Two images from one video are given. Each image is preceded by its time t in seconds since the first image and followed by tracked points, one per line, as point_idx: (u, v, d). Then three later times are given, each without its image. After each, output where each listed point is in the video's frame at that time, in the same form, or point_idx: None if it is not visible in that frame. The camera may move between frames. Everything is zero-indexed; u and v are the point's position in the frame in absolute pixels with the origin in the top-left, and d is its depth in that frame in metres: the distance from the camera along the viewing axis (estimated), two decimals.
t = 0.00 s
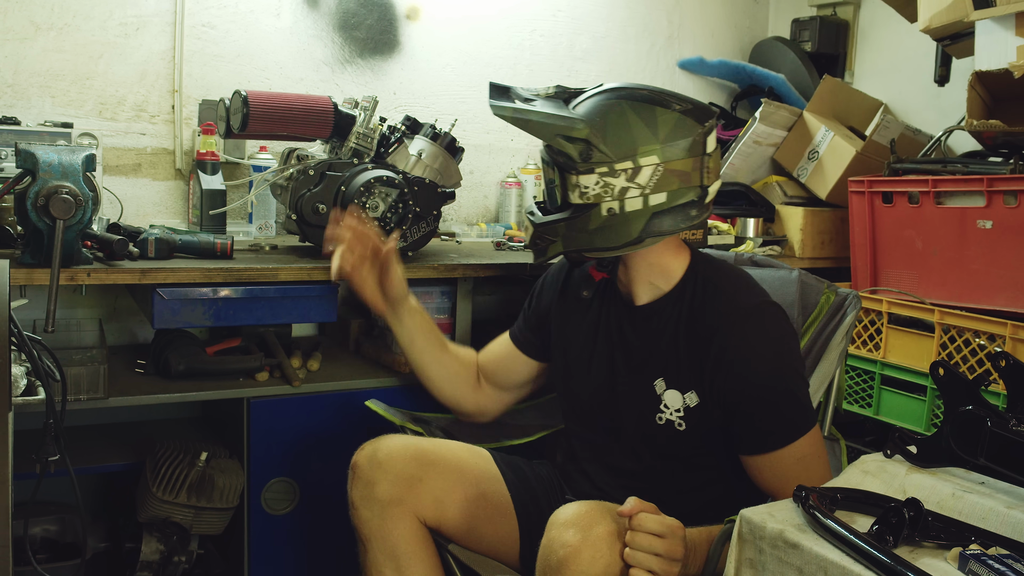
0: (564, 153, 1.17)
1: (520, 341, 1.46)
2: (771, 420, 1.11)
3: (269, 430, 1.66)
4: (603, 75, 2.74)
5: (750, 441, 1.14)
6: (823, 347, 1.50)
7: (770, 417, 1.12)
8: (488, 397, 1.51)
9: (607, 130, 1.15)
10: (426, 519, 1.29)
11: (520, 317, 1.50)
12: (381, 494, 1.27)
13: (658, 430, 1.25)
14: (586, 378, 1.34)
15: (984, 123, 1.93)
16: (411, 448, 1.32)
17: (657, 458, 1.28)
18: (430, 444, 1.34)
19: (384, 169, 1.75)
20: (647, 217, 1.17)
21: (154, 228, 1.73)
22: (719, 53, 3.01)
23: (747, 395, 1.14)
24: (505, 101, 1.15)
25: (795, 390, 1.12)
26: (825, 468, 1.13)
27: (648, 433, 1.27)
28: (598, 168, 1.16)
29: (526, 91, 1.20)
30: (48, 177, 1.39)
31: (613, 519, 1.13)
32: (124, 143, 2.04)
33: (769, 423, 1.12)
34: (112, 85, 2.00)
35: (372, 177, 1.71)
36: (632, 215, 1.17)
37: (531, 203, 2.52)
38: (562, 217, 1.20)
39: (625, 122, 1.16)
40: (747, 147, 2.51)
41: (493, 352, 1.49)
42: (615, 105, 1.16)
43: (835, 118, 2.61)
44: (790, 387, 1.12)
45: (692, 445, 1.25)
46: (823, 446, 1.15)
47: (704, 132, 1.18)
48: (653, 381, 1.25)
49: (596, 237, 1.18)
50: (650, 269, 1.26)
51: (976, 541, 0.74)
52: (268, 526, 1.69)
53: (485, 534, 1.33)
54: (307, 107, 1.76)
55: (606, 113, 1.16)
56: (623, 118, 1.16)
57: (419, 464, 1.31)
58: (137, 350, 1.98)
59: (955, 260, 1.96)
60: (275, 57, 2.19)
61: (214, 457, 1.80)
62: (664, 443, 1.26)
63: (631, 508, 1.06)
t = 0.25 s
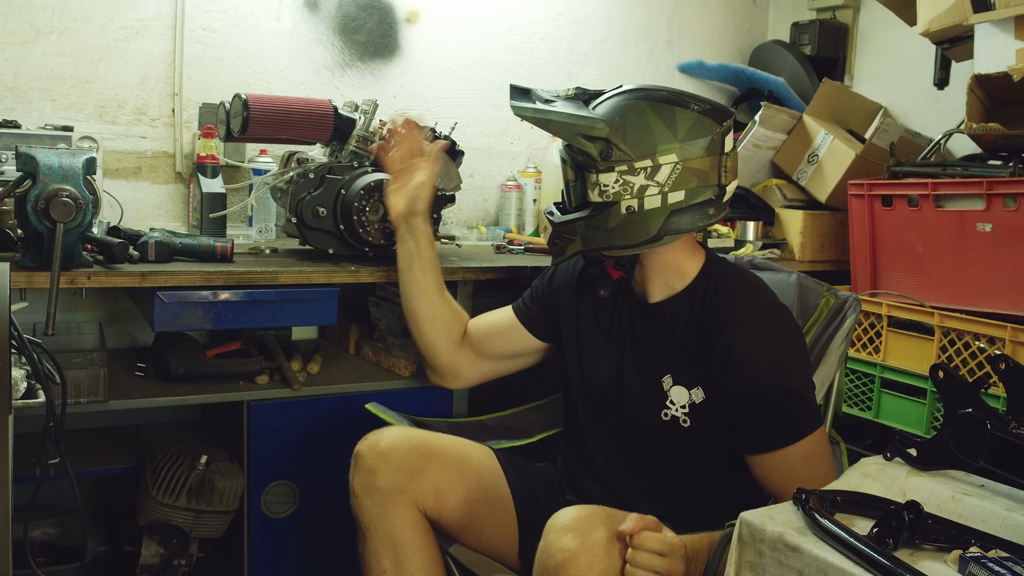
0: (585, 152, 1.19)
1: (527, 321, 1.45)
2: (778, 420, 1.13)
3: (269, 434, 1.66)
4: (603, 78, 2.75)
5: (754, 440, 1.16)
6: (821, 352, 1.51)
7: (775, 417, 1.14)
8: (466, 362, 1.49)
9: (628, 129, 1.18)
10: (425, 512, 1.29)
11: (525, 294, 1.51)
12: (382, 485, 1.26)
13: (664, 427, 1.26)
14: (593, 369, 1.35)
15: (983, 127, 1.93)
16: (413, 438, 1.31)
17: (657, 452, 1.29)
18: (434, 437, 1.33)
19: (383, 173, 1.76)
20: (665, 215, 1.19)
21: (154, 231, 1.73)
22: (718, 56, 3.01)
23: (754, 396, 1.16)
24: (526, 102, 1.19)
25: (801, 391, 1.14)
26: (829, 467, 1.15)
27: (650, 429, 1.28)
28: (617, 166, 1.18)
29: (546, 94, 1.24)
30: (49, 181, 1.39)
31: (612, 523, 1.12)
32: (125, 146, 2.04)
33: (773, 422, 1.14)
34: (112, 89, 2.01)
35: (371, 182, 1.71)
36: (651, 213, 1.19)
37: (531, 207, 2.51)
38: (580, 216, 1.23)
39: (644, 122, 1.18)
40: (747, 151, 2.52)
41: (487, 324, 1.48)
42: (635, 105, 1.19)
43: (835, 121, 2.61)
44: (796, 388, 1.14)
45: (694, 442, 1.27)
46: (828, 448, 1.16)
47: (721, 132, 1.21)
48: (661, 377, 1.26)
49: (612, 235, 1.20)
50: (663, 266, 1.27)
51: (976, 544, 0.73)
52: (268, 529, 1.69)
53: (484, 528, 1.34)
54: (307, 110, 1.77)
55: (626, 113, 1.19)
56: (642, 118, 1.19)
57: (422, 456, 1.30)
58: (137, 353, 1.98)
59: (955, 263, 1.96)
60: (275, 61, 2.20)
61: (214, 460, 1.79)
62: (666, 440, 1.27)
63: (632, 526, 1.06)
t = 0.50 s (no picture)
0: (573, 156, 1.19)
1: (535, 339, 1.51)
2: (774, 421, 1.12)
3: (269, 436, 1.66)
4: (602, 80, 2.75)
5: (751, 441, 1.15)
6: (821, 353, 1.50)
7: (770, 417, 1.13)
8: (494, 393, 1.52)
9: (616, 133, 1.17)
10: (425, 514, 1.29)
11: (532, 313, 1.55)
12: (381, 488, 1.26)
13: (662, 431, 1.26)
14: (595, 377, 1.36)
15: (982, 127, 1.93)
16: (411, 441, 1.31)
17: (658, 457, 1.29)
18: (433, 440, 1.34)
19: (383, 175, 1.76)
20: (652, 218, 1.18)
21: (154, 234, 1.73)
22: (717, 57, 3.01)
23: (749, 397, 1.15)
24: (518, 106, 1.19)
25: (797, 392, 1.13)
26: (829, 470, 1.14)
27: (649, 433, 1.28)
28: (604, 169, 1.18)
29: (541, 98, 1.23)
30: (48, 184, 1.39)
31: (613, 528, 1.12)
32: (124, 149, 2.04)
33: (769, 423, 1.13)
34: (111, 92, 2.01)
35: (369, 183, 1.72)
36: (639, 216, 1.18)
37: (530, 208, 2.51)
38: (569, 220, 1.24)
39: (631, 125, 1.17)
40: (746, 151, 2.52)
41: (506, 345, 1.52)
42: (624, 109, 1.18)
43: (834, 122, 2.61)
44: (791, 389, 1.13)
45: (694, 446, 1.26)
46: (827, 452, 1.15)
47: (709, 135, 1.20)
48: (659, 381, 1.26)
49: (602, 237, 1.20)
50: (660, 271, 1.27)
51: (976, 543, 0.73)
52: (268, 531, 1.69)
53: (485, 533, 1.33)
54: (306, 113, 1.77)
55: (614, 117, 1.18)
56: (630, 121, 1.18)
57: (421, 458, 1.30)
58: (137, 355, 1.98)
59: (954, 263, 1.96)
60: (274, 63, 2.20)
61: (214, 462, 1.79)
62: (666, 443, 1.27)
63: (631, 528, 1.05)
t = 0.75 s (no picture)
0: (604, 155, 1.17)
1: (529, 354, 1.51)
2: (768, 406, 1.13)
3: (269, 438, 1.66)
4: (601, 81, 2.75)
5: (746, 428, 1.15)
6: (819, 355, 1.50)
7: (763, 401, 1.13)
8: (502, 429, 1.52)
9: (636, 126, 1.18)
10: (424, 516, 1.30)
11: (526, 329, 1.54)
12: (380, 491, 1.28)
13: (658, 425, 1.26)
14: (589, 380, 1.37)
15: (981, 126, 1.93)
16: (412, 446, 1.32)
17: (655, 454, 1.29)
18: (433, 443, 1.34)
19: (382, 176, 1.77)
20: (675, 205, 1.22)
21: (153, 236, 1.73)
22: (716, 58, 3.01)
23: (742, 382, 1.16)
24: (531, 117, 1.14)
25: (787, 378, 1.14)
26: (825, 473, 1.15)
27: (646, 429, 1.28)
28: (641, 161, 1.18)
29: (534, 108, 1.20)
30: (48, 186, 1.39)
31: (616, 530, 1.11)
32: (123, 151, 2.04)
33: (761, 407, 1.13)
34: (110, 94, 2.01)
35: (368, 185, 1.72)
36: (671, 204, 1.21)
37: (530, 209, 2.51)
38: (590, 228, 1.20)
39: (652, 116, 1.20)
40: (746, 152, 2.52)
41: (499, 381, 1.52)
42: (629, 104, 1.20)
43: (833, 122, 2.61)
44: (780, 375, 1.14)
45: (690, 439, 1.26)
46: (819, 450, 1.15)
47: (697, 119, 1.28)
48: (652, 376, 1.26)
49: (635, 233, 1.19)
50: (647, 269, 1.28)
51: (976, 543, 0.73)
52: (268, 533, 1.69)
53: (486, 536, 1.32)
54: (306, 114, 1.77)
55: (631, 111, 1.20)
56: (649, 112, 1.20)
57: (420, 461, 1.31)
58: (137, 358, 1.98)
59: (954, 263, 1.96)
60: (274, 65, 2.20)
61: (215, 464, 1.79)
62: (664, 439, 1.27)
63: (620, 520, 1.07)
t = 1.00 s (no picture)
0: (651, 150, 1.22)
1: (515, 361, 1.50)
2: (761, 384, 1.15)
3: (268, 442, 1.66)
4: (599, 84, 2.75)
5: (743, 407, 1.16)
6: (818, 356, 1.50)
7: (759, 380, 1.15)
8: (499, 439, 1.50)
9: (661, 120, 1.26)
10: (419, 520, 1.30)
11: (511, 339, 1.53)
12: (375, 494, 1.29)
13: (655, 415, 1.25)
14: (582, 378, 1.36)
15: (979, 129, 1.93)
16: (409, 451, 1.33)
17: (650, 448, 1.28)
18: (428, 448, 1.34)
19: (381, 179, 1.77)
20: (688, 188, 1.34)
21: (152, 239, 1.73)
22: (714, 61, 3.02)
23: (736, 363, 1.17)
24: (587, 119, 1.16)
25: (777, 359, 1.17)
26: (820, 465, 1.15)
27: (643, 421, 1.27)
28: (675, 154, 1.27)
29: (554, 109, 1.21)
30: (46, 189, 1.39)
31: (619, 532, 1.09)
32: (122, 155, 2.04)
33: (757, 387, 1.15)
34: (109, 97, 2.01)
35: (367, 188, 1.72)
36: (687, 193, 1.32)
37: (529, 212, 2.51)
38: (640, 223, 1.25)
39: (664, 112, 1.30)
40: (744, 155, 2.52)
41: (490, 393, 1.51)
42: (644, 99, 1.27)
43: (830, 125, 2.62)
44: (772, 357, 1.16)
45: (686, 429, 1.26)
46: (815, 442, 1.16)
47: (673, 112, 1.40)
48: (646, 368, 1.27)
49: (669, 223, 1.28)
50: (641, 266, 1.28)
51: (975, 544, 0.73)
52: (268, 536, 1.69)
53: (483, 540, 1.31)
54: (304, 117, 1.77)
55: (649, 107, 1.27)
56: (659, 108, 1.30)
57: (415, 465, 1.32)
58: (136, 361, 1.98)
59: (953, 265, 1.96)
60: (272, 68, 2.20)
61: (214, 468, 1.79)
62: (661, 431, 1.26)
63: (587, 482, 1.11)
